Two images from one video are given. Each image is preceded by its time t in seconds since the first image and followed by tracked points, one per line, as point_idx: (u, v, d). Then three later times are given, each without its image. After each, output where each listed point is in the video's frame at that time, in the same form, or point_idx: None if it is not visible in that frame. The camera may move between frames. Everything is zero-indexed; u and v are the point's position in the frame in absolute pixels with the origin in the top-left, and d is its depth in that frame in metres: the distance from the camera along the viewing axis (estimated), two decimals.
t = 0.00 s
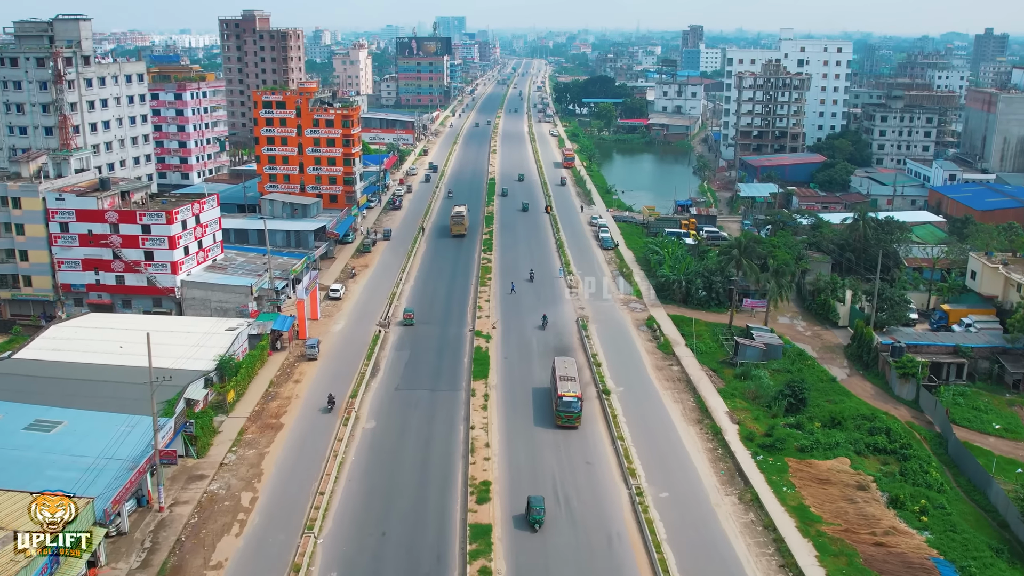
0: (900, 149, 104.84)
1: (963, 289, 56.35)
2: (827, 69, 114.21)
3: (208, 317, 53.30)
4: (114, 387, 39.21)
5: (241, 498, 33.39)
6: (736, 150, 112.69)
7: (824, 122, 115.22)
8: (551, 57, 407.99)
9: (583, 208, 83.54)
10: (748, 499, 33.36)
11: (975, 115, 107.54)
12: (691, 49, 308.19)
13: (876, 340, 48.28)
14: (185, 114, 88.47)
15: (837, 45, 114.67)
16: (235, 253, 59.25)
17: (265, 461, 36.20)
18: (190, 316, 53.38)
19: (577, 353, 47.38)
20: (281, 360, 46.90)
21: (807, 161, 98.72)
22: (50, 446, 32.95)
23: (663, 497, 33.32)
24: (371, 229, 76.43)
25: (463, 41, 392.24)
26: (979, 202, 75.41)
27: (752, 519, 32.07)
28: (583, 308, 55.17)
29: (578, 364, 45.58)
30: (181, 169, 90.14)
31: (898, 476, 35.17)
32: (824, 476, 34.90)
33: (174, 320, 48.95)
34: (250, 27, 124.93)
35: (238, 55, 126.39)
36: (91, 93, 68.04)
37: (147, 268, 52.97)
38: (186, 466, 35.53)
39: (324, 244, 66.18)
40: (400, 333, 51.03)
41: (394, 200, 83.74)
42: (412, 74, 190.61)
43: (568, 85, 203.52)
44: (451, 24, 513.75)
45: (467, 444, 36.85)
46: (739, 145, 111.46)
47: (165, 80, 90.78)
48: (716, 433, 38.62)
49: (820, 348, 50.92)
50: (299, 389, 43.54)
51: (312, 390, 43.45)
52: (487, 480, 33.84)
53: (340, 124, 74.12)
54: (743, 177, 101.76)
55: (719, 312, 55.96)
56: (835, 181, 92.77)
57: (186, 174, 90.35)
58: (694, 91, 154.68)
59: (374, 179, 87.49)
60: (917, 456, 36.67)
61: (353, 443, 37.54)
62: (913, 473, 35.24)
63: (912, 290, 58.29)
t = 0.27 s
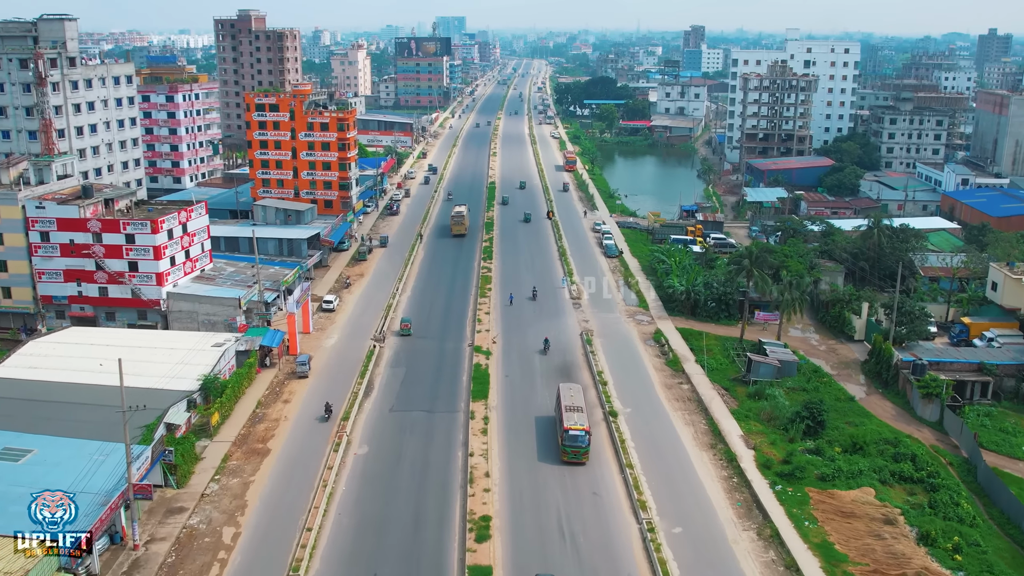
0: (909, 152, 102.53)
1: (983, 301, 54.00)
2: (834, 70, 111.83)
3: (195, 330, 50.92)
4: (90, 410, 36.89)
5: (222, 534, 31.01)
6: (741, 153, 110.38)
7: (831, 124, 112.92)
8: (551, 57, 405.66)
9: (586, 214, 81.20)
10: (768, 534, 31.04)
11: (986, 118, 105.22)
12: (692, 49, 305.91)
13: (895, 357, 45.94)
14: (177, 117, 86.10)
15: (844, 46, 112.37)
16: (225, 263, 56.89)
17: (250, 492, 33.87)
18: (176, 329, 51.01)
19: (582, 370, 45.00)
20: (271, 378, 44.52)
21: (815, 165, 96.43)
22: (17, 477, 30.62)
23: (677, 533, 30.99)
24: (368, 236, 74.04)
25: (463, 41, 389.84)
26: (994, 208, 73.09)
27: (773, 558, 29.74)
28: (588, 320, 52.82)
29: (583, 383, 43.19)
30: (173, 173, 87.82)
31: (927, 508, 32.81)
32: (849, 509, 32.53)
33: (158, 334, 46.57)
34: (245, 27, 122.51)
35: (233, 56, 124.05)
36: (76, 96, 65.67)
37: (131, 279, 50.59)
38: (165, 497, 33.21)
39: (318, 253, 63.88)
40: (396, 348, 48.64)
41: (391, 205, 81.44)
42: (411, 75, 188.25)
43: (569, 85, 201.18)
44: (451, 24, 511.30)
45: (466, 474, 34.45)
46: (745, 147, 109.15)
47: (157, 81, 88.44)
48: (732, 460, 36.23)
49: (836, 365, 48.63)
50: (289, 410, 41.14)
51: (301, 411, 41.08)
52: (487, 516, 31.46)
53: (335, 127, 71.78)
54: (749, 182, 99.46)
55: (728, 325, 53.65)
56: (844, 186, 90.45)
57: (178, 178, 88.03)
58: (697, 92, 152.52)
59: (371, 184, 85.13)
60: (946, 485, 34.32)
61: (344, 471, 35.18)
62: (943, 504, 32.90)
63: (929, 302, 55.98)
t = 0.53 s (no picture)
0: (919, 155, 100.17)
1: (1006, 313, 51.64)
2: (841, 72, 109.62)
3: (181, 345, 48.61)
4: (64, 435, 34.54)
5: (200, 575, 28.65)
6: (747, 156, 108.04)
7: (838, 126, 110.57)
8: (551, 58, 403.30)
9: (589, 220, 78.88)
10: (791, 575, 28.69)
11: (997, 120, 102.88)
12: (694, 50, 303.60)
13: (917, 374, 43.60)
14: (169, 119, 83.78)
15: (852, 47, 110.04)
16: (214, 273, 54.59)
17: (232, 526, 31.51)
18: (161, 343, 48.68)
19: (588, 389, 42.60)
20: (258, 398, 42.14)
21: (823, 168, 94.11)
22: None
23: (692, 573, 28.66)
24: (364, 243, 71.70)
25: (463, 42, 387.45)
26: (1011, 214, 70.73)
27: None
28: (592, 334, 50.45)
29: (589, 403, 40.78)
30: (164, 177, 85.56)
31: (960, 544, 30.45)
32: (876, 545, 30.16)
33: (141, 350, 44.21)
34: (241, 27, 120.22)
35: (229, 56, 121.71)
36: (61, 98, 63.35)
37: (114, 291, 48.23)
38: (141, 533, 30.90)
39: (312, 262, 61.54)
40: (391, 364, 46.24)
41: (388, 210, 79.10)
42: (410, 76, 185.84)
43: (570, 87, 198.79)
44: (451, 24, 508.98)
45: (465, 507, 32.06)
46: (751, 150, 106.81)
47: (148, 82, 86.03)
48: (749, 490, 33.83)
49: (853, 382, 46.31)
50: (276, 433, 38.74)
51: (290, 433, 38.73)
52: (487, 555, 29.09)
53: (330, 131, 69.34)
54: (755, 185, 97.19)
55: (739, 338, 51.31)
56: (853, 190, 88.09)
57: (169, 182, 85.76)
58: (700, 94, 150.33)
59: (367, 188, 82.83)
60: (979, 518, 31.96)
61: (334, 502, 32.84)
62: (977, 540, 30.52)
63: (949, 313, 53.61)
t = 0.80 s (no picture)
0: (931, 159, 97.49)
1: None
2: (850, 73, 107.10)
3: (164, 363, 45.98)
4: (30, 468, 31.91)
5: None
6: (754, 159, 105.39)
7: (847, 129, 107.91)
8: (552, 58, 400.57)
9: (593, 226, 76.33)
10: None
11: (1010, 123, 100.17)
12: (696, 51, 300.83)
13: (945, 397, 40.97)
14: (158, 122, 81.11)
15: (861, 48, 107.40)
16: (200, 285, 51.97)
17: (209, 572, 28.82)
18: (143, 361, 46.06)
19: (595, 413, 39.98)
20: (243, 424, 39.45)
21: (832, 172, 91.50)
22: None
23: None
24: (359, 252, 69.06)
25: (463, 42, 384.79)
26: None
27: None
28: (598, 351, 47.78)
29: (596, 430, 38.17)
30: (154, 182, 83.00)
31: None
32: None
33: (121, 371, 41.58)
34: (235, 27, 117.57)
35: (223, 57, 119.11)
36: (43, 102, 60.77)
37: (93, 307, 45.59)
38: None
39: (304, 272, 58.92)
40: (386, 385, 43.54)
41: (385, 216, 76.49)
42: (409, 77, 183.15)
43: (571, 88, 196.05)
44: (451, 24, 506.21)
45: (464, 551, 29.37)
46: (757, 153, 104.16)
47: (137, 83, 83.36)
48: (772, 531, 31.13)
49: (875, 403, 43.70)
50: (261, 464, 36.03)
51: (276, 464, 36.05)
52: None
53: (324, 135, 66.63)
54: (762, 190, 94.60)
55: (753, 355, 48.67)
56: (865, 195, 85.47)
57: (160, 187, 83.18)
58: (704, 95, 147.73)
59: (364, 194, 80.15)
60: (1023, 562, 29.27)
61: (321, 544, 30.14)
62: None
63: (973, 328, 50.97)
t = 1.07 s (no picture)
0: (941, 162, 95.20)
1: None
2: (858, 74, 104.73)
3: (147, 381, 43.72)
4: None
5: None
6: (760, 162, 103.10)
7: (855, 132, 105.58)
8: (552, 58, 398.29)
9: (596, 233, 74.05)
10: None
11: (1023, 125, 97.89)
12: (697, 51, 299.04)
13: (974, 420, 38.71)
14: (149, 125, 78.81)
15: (869, 48, 105.04)
16: (187, 298, 49.70)
17: None
18: (125, 379, 43.79)
19: (602, 437, 37.67)
20: (228, 449, 37.12)
21: (841, 176, 89.19)
22: None
23: None
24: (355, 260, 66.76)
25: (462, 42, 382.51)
26: None
27: None
28: (604, 367, 45.52)
29: (604, 456, 35.89)
30: (145, 187, 80.74)
31: None
32: None
33: (99, 391, 39.27)
34: (230, 27, 115.23)
35: (218, 57, 116.67)
36: (25, 105, 58.37)
37: (72, 322, 43.26)
38: None
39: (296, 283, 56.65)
40: (380, 405, 41.19)
41: (382, 222, 74.25)
42: (408, 78, 180.77)
43: (572, 88, 193.67)
44: (451, 24, 503.85)
45: None
46: (764, 156, 101.85)
47: (127, 85, 81.01)
48: (797, 570, 28.80)
49: (898, 425, 41.43)
50: (246, 494, 33.69)
51: (262, 493, 33.73)
52: None
53: (319, 139, 64.19)
54: (769, 194, 92.35)
55: (766, 372, 46.43)
56: (875, 201, 83.15)
57: (150, 192, 80.90)
58: (707, 96, 145.41)
59: (360, 199, 77.80)
60: None
61: None
62: None
63: (997, 343, 48.66)
